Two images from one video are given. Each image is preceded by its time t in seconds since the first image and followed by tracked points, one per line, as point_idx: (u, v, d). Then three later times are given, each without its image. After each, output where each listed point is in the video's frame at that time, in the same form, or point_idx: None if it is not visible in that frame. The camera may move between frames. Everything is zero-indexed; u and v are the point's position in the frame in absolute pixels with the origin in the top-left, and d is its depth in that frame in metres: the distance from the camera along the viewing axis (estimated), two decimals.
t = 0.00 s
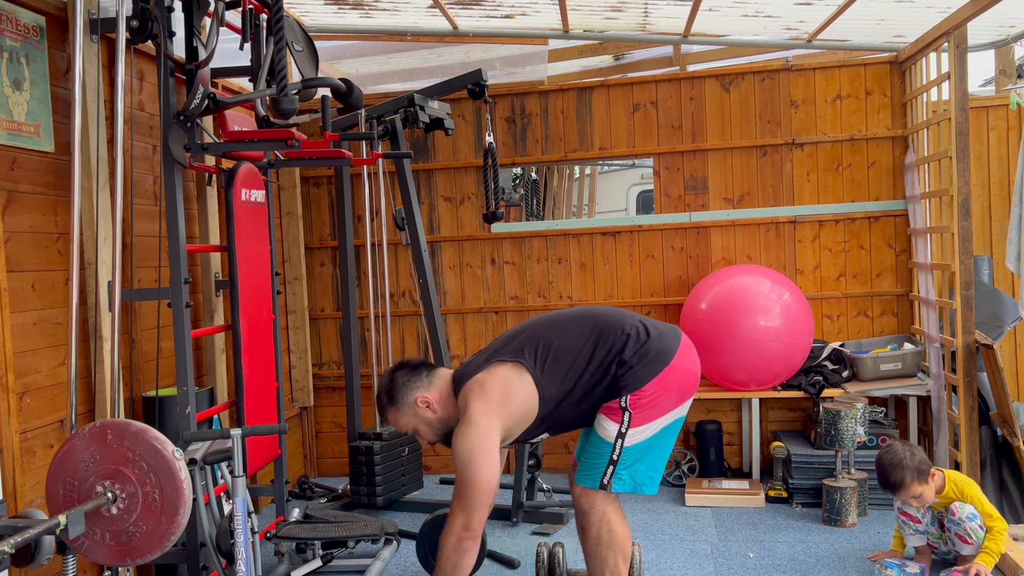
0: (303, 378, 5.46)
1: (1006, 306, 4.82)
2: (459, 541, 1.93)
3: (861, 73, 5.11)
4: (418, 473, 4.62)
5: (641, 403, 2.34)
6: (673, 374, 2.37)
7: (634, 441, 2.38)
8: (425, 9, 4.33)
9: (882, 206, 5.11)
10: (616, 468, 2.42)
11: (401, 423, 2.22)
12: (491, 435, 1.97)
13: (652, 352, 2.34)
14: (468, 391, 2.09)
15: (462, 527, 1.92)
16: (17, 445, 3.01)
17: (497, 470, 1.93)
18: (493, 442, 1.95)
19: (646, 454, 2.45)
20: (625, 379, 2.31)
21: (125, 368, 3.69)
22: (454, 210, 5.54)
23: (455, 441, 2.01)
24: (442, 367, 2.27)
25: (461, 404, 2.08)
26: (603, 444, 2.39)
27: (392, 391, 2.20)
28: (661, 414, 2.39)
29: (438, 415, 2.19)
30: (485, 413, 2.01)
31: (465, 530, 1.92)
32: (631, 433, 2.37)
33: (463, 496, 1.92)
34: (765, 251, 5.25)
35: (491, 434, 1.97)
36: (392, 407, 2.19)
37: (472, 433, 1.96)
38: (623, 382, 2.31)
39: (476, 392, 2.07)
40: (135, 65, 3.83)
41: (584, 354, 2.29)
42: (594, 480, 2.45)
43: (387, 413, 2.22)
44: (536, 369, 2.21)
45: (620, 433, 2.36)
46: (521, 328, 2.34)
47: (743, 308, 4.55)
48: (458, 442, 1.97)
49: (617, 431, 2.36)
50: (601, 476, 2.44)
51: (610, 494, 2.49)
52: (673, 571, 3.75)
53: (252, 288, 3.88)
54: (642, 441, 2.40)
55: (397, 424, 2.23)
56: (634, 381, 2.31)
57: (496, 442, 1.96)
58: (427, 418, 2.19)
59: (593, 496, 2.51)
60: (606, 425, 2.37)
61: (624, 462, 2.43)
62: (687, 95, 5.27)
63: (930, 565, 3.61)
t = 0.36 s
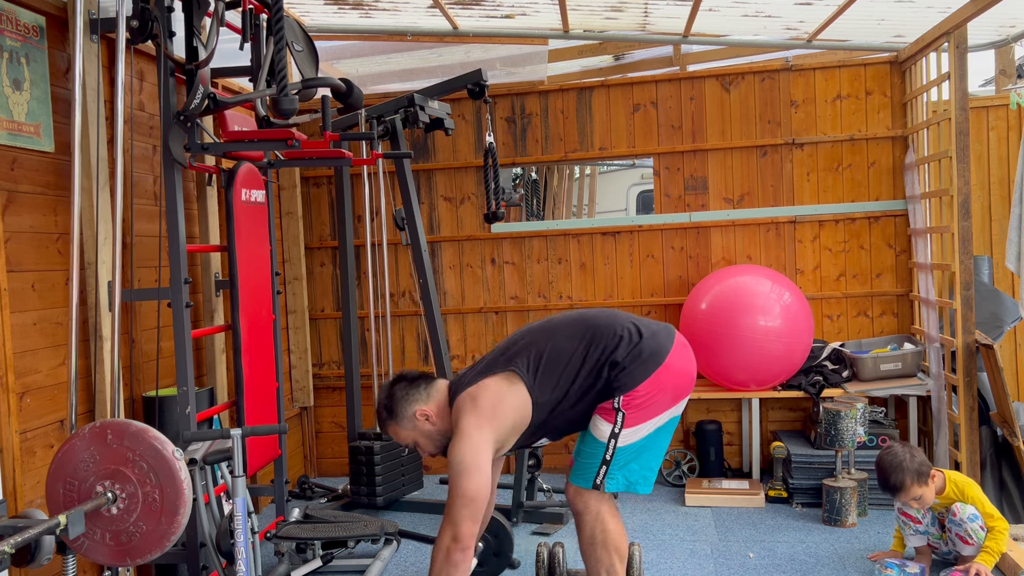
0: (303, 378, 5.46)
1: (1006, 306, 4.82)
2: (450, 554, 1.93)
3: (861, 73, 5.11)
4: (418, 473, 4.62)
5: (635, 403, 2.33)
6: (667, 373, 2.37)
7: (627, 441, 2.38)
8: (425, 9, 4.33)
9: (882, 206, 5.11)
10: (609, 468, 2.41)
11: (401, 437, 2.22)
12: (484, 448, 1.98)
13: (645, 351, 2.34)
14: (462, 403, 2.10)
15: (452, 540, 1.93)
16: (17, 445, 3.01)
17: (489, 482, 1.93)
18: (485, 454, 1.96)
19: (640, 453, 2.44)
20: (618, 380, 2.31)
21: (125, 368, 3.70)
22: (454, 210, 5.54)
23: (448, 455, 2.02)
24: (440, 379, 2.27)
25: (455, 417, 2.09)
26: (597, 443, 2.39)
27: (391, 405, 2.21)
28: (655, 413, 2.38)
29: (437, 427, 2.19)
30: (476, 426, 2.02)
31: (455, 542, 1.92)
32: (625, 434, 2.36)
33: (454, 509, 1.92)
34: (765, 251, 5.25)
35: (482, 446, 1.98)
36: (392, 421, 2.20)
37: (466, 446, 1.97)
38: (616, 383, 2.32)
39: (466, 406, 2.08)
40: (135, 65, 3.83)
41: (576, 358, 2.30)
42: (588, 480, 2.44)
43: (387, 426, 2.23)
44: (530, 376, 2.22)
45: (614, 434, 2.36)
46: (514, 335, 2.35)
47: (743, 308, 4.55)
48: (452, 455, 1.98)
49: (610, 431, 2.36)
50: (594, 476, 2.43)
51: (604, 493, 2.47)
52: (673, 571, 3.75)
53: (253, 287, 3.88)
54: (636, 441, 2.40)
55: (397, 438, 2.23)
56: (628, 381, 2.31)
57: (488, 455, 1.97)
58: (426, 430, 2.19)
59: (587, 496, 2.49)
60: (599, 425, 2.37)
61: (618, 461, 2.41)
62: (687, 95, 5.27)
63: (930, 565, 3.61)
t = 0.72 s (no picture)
0: (303, 378, 5.46)
1: (1006, 306, 4.82)
2: (465, 518, 1.96)
3: (861, 73, 5.11)
4: (418, 473, 4.62)
5: (634, 403, 2.34)
6: (668, 376, 2.37)
7: (624, 441, 2.38)
8: (425, 9, 4.33)
9: (882, 206, 5.11)
10: (604, 468, 2.41)
11: (396, 393, 2.22)
12: (485, 408, 2.02)
13: (648, 351, 2.34)
14: (463, 366, 2.14)
15: (467, 503, 1.95)
16: (17, 445, 3.00)
17: (492, 442, 1.98)
18: (485, 416, 2.00)
19: (638, 456, 2.44)
20: (619, 378, 2.32)
21: (125, 368, 3.70)
22: (454, 210, 5.54)
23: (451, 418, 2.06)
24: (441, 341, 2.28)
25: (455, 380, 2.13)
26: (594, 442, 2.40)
27: (390, 361, 2.20)
28: (654, 416, 2.38)
29: (435, 387, 2.20)
30: (477, 389, 2.05)
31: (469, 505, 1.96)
32: (621, 433, 2.37)
33: (463, 471, 1.96)
34: (765, 251, 5.25)
35: (484, 408, 2.02)
36: (389, 375, 2.20)
37: (467, 406, 2.02)
38: (616, 378, 2.33)
39: (467, 370, 2.11)
40: (135, 65, 3.83)
41: (582, 345, 2.30)
42: (583, 479, 2.45)
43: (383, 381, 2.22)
44: (533, 353, 2.24)
45: (610, 433, 2.37)
46: (523, 312, 2.36)
47: (743, 308, 4.55)
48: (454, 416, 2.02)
49: (606, 430, 2.37)
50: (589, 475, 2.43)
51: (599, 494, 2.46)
52: (673, 571, 3.75)
53: (253, 288, 3.88)
54: (634, 442, 2.40)
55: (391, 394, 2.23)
56: (628, 380, 2.32)
57: (488, 415, 2.01)
58: (424, 389, 2.20)
59: (582, 494, 2.49)
60: (597, 423, 2.39)
61: (614, 462, 2.41)
62: (687, 95, 5.27)
63: (930, 565, 3.61)
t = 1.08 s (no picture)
0: (303, 378, 5.46)
1: (1006, 306, 4.82)
2: (512, 402, 2.03)
3: (861, 73, 5.12)
4: (418, 473, 4.61)
5: (622, 396, 2.39)
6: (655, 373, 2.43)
7: (615, 434, 2.42)
8: (425, 9, 4.33)
9: (882, 206, 5.11)
10: (600, 465, 2.42)
11: (393, 263, 2.33)
12: (500, 298, 2.10)
13: (641, 344, 2.39)
14: (465, 271, 2.19)
15: (510, 386, 2.03)
16: (17, 445, 3.01)
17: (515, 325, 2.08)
18: (503, 302, 2.09)
19: (630, 453, 2.47)
20: (609, 363, 2.37)
21: (125, 368, 3.70)
22: (454, 210, 5.54)
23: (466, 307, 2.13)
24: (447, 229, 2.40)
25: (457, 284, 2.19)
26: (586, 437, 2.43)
27: (396, 232, 2.32)
28: (643, 412, 2.43)
29: (432, 265, 2.31)
30: (496, 283, 2.14)
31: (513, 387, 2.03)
32: (612, 427, 2.41)
33: (495, 358, 2.04)
34: (765, 251, 5.25)
35: (500, 298, 2.10)
36: (391, 245, 2.32)
37: (480, 298, 2.10)
38: (605, 359, 2.38)
39: (483, 267, 2.18)
40: (135, 65, 3.83)
41: (588, 309, 2.34)
42: (580, 480, 2.44)
43: (384, 249, 2.34)
44: (546, 285, 2.29)
45: (601, 426, 2.41)
46: (550, 249, 2.39)
47: (743, 308, 4.56)
48: (468, 311, 2.10)
49: (597, 424, 2.41)
50: (586, 475, 2.43)
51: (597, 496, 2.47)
52: (673, 571, 3.75)
53: (252, 288, 3.89)
54: (624, 437, 2.43)
55: (388, 264, 2.35)
56: (617, 368, 2.37)
57: (505, 302, 2.10)
58: (420, 266, 2.31)
59: (588, 498, 2.48)
60: (586, 418, 2.43)
61: (609, 459, 2.43)
62: (687, 95, 5.27)
63: (930, 565, 3.61)
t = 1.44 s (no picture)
0: (303, 379, 5.45)
1: (1006, 306, 4.82)
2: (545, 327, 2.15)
3: (860, 73, 5.11)
4: (418, 473, 4.61)
5: (608, 390, 2.42)
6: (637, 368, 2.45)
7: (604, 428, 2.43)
8: (425, 9, 4.33)
9: (882, 206, 5.11)
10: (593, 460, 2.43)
11: (418, 172, 2.44)
12: (528, 227, 2.20)
13: (626, 344, 2.42)
14: (492, 200, 2.28)
15: (541, 313, 2.15)
16: (18, 445, 3.01)
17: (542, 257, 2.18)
18: (532, 229, 2.19)
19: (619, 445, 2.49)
20: (591, 357, 2.39)
21: (125, 368, 3.70)
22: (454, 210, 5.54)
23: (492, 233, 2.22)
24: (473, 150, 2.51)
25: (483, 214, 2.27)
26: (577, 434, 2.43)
27: (426, 142, 2.42)
28: (628, 403, 2.46)
29: (457, 181, 2.43)
30: (526, 216, 2.22)
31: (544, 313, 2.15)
32: (600, 422, 2.42)
33: (525, 283, 2.16)
34: (765, 251, 5.25)
35: (529, 227, 2.19)
36: (420, 154, 2.42)
37: (510, 225, 2.20)
38: (588, 353, 2.40)
39: (513, 201, 2.25)
40: (135, 65, 3.83)
41: (584, 291, 2.37)
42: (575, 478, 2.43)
43: (412, 158, 2.44)
44: (563, 245, 2.32)
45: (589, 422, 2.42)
46: (574, 217, 2.42)
47: (743, 308, 4.56)
48: (497, 237, 2.20)
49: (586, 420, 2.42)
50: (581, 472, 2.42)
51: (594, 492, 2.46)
52: (673, 571, 3.75)
53: (252, 288, 3.89)
54: (613, 430, 2.45)
55: (412, 174, 2.46)
56: (599, 366, 2.40)
57: (534, 230, 2.20)
58: (445, 179, 2.42)
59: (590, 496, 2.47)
60: (574, 415, 2.44)
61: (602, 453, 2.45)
62: (687, 95, 5.27)
63: (930, 565, 3.61)
